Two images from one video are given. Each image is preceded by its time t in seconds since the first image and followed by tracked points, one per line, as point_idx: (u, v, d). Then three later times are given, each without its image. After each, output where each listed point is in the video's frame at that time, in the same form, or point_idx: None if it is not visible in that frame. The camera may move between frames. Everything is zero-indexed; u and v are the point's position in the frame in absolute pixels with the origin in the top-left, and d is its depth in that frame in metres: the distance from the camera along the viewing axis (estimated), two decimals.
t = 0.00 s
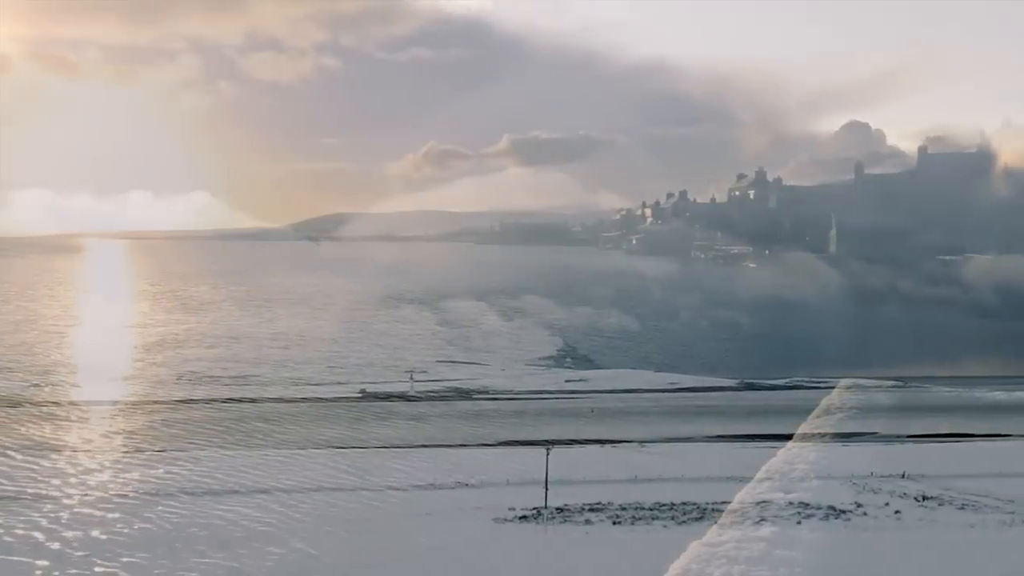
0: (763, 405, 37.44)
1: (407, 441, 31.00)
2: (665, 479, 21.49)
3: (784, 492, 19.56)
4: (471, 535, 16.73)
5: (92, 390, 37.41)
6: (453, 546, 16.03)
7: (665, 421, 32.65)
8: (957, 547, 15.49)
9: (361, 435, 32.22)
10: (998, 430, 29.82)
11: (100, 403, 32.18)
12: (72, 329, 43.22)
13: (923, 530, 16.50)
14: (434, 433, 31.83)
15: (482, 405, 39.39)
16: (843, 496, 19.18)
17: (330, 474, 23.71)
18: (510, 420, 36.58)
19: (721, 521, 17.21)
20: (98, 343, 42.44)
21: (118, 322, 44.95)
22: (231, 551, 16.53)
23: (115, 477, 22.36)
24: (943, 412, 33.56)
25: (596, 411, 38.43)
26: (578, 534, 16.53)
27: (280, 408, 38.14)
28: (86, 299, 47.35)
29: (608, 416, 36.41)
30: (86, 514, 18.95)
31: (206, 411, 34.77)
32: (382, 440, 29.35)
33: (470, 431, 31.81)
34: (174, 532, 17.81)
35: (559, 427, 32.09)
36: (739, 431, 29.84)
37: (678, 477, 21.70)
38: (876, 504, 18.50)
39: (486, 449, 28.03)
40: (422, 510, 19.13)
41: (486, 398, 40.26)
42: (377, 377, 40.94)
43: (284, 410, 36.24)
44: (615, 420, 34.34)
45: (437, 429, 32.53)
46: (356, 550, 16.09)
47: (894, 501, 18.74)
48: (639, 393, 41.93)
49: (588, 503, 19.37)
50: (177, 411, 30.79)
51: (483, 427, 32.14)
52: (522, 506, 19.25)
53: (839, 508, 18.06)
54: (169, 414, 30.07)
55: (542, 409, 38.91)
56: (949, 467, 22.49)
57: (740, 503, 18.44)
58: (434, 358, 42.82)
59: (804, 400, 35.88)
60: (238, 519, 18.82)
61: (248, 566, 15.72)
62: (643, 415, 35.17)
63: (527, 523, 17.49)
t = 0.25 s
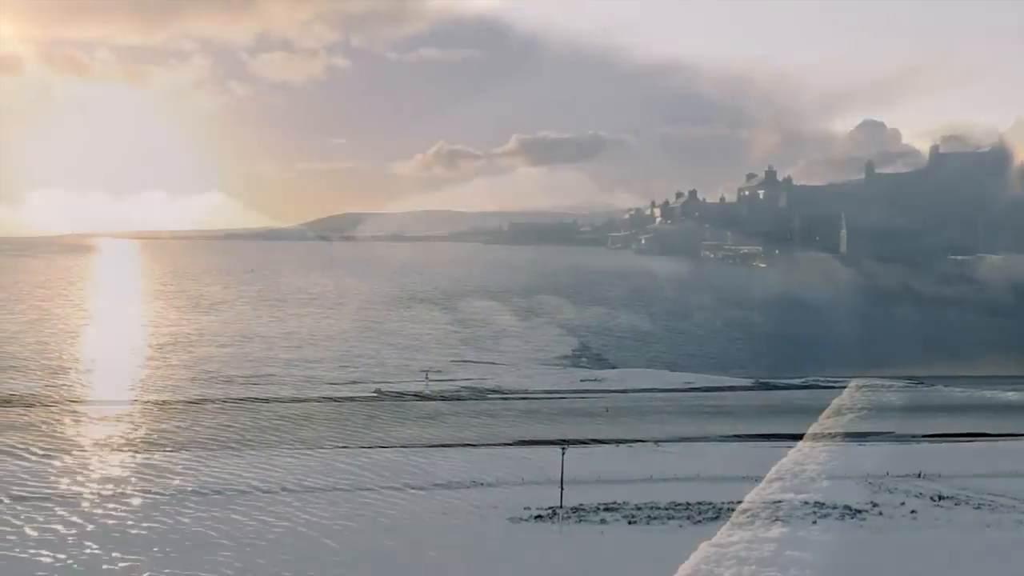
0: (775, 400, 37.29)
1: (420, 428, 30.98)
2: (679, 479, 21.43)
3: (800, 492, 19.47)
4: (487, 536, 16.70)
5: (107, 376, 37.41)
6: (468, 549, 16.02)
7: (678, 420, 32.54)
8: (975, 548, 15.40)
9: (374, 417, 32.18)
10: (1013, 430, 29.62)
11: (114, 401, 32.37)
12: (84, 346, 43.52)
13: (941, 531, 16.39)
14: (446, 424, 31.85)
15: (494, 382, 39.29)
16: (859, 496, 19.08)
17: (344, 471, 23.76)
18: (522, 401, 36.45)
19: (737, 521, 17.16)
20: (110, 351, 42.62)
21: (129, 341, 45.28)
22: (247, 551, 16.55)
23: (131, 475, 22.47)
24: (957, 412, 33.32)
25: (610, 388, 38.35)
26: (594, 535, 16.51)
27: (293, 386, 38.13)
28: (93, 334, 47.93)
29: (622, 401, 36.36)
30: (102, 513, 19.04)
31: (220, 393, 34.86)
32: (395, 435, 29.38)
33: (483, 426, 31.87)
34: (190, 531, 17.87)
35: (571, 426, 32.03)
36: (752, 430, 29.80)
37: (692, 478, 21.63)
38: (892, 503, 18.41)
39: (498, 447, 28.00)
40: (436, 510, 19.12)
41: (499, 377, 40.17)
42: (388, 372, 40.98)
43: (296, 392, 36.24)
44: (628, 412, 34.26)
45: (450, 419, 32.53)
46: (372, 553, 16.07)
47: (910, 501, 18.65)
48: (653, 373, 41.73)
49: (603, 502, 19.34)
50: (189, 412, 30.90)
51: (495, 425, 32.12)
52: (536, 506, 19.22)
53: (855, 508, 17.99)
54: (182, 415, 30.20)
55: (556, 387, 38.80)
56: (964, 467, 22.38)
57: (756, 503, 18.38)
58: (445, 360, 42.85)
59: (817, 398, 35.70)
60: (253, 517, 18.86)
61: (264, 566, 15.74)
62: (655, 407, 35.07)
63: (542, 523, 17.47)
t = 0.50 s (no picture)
0: (787, 397, 37.11)
1: (433, 423, 30.94)
2: (694, 479, 21.39)
3: (814, 491, 19.41)
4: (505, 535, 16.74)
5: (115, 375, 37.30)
6: (482, 551, 15.99)
7: (691, 419, 32.40)
8: (994, 552, 15.34)
9: (386, 412, 32.18)
10: None
11: (125, 400, 32.38)
12: (92, 348, 43.55)
13: (957, 534, 16.31)
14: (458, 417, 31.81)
15: (506, 376, 39.19)
16: (873, 496, 19.02)
17: (357, 469, 23.77)
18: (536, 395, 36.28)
19: (752, 521, 17.12)
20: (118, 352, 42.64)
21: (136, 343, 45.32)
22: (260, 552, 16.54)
23: (143, 476, 22.47)
24: (971, 412, 33.07)
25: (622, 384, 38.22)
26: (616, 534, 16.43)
27: (304, 378, 38.13)
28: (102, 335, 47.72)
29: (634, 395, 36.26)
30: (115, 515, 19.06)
31: (231, 390, 34.92)
32: (409, 430, 29.34)
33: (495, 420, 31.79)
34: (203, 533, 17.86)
35: (586, 423, 31.93)
36: (766, 430, 29.63)
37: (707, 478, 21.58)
38: (909, 503, 18.32)
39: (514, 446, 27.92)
40: (450, 510, 19.11)
41: (510, 372, 40.06)
42: (399, 368, 40.87)
43: (308, 386, 36.24)
44: (641, 407, 34.13)
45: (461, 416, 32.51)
46: (385, 556, 16.04)
47: (927, 500, 18.56)
48: (665, 368, 41.55)
49: (619, 502, 19.28)
50: (201, 411, 30.97)
51: (509, 420, 32.04)
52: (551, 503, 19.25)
53: (872, 507, 17.89)
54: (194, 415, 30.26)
55: (567, 382, 38.70)
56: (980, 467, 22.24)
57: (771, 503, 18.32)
58: (455, 360, 42.82)
59: (830, 397, 35.50)
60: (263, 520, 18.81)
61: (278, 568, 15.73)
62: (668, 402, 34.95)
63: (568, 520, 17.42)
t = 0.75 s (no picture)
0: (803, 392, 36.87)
1: (447, 413, 30.93)
2: (709, 479, 21.38)
3: (829, 492, 19.25)
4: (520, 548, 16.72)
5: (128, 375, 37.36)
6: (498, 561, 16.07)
7: (706, 410, 32.25)
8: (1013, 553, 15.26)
9: (399, 404, 32.25)
10: None
11: (139, 398, 32.55)
12: (106, 348, 43.73)
13: (976, 534, 16.25)
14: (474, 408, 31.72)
15: (519, 373, 39.15)
16: (887, 495, 18.97)
17: (371, 466, 23.86)
18: (549, 385, 36.21)
19: (765, 521, 17.11)
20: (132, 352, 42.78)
21: (150, 343, 45.46)
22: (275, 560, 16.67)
23: (160, 472, 22.70)
24: (988, 412, 32.77)
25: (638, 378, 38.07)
26: (632, 543, 16.47)
27: (318, 374, 38.27)
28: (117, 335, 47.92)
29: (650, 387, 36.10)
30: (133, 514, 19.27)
31: (245, 387, 35.11)
32: (422, 422, 29.39)
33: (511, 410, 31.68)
34: (220, 535, 18.03)
35: (601, 410, 31.79)
36: (782, 428, 29.38)
37: (722, 478, 21.55)
38: (928, 502, 18.23)
39: (528, 435, 27.87)
40: (464, 514, 19.17)
41: (523, 370, 40.03)
42: (412, 365, 40.94)
43: (322, 382, 36.37)
44: (656, 398, 34.01)
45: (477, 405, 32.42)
46: (399, 565, 16.12)
47: (947, 500, 18.47)
48: (678, 366, 41.41)
49: (637, 502, 19.37)
50: (218, 406, 31.15)
51: (523, 408, 31.96)
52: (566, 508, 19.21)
53: (891, 507, 17.81)
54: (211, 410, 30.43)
55: (581, 376, 38.62)
56: (1000, 467, 22.05)
57: (785, 503, 18.26)
58: (468, 358, 42.85)
59: (846, 396, 35.27)
60: (279, 521, 18.96)
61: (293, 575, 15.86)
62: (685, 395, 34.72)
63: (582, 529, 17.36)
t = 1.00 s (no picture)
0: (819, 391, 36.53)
1: (460, 412, 30.92)
2: (726, 481, 21.33)
3: (844, 492, 19.02)
4: (535, 554, 16.67)
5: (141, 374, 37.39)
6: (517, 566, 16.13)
7: (720, 408, 32.10)
8: None
9: (413, 403, 32.28)
10: None
11: (153, 397, 32.59)
12: (120, 348, 43.82)
13: (998, 535, 16.32)
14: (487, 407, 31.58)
15: (532, 373, 39.10)
16: (901, 495, 18.90)
17: (385, 464, 23.88)
18: (562, 385, 36.14)
19: (778, 522, 17.06)
20: (145, 352, 42.84)
21: (163, 343, 45.53)
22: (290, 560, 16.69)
23: (175, 470, 22.80)
24: (1005, 412, 32.50)
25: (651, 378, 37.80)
26: (652, 544, 16.51)
27: (332, 373, 38.31)
28: (130, 335, 48.03)
29: (664, 388, 35.88)
30: (149, 512, 19.36)
31: (258, 386, 35.22)
32: (436, 421, 29.40)
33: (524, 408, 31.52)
34: (235, 535, 18.09)
35: (615, 408, 31.69)
36: (799, 427, 29.21)
37: (737, 479, 21.48)
38: (949, 502, 18.29)
39: (541, 433, 27.82)
40: (481, 516, 19.20)
41: (535, 369, 39.97)
42: (425, 364, 40.95)
43: (335, 381, 36.44)
44: (669, 397, 33.86)
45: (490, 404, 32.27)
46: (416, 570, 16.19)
47: (967, 500, 18.52)
48: (691, 367, 41.25)
49: (657, 502, 19.46)
50: (232, 406, 31.20)
51: (537, 406, 31.90)
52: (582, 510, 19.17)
53: (911, 506, 17.79)
54: (225, 410, 30.51)
55: (593, 376, 38.53)
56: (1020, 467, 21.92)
57: (798, 503, 18.15)
58: (481, 358, 42.81)
59: (862, 396, 35.06)
60: (293, 520, 19.00)
61: None
62: (700, 395, 34.51)
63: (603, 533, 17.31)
